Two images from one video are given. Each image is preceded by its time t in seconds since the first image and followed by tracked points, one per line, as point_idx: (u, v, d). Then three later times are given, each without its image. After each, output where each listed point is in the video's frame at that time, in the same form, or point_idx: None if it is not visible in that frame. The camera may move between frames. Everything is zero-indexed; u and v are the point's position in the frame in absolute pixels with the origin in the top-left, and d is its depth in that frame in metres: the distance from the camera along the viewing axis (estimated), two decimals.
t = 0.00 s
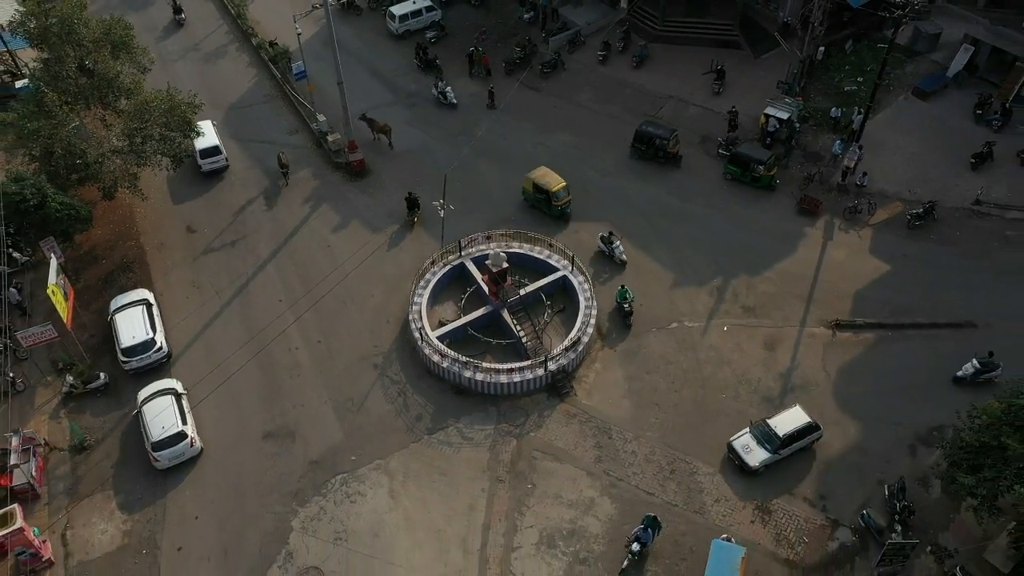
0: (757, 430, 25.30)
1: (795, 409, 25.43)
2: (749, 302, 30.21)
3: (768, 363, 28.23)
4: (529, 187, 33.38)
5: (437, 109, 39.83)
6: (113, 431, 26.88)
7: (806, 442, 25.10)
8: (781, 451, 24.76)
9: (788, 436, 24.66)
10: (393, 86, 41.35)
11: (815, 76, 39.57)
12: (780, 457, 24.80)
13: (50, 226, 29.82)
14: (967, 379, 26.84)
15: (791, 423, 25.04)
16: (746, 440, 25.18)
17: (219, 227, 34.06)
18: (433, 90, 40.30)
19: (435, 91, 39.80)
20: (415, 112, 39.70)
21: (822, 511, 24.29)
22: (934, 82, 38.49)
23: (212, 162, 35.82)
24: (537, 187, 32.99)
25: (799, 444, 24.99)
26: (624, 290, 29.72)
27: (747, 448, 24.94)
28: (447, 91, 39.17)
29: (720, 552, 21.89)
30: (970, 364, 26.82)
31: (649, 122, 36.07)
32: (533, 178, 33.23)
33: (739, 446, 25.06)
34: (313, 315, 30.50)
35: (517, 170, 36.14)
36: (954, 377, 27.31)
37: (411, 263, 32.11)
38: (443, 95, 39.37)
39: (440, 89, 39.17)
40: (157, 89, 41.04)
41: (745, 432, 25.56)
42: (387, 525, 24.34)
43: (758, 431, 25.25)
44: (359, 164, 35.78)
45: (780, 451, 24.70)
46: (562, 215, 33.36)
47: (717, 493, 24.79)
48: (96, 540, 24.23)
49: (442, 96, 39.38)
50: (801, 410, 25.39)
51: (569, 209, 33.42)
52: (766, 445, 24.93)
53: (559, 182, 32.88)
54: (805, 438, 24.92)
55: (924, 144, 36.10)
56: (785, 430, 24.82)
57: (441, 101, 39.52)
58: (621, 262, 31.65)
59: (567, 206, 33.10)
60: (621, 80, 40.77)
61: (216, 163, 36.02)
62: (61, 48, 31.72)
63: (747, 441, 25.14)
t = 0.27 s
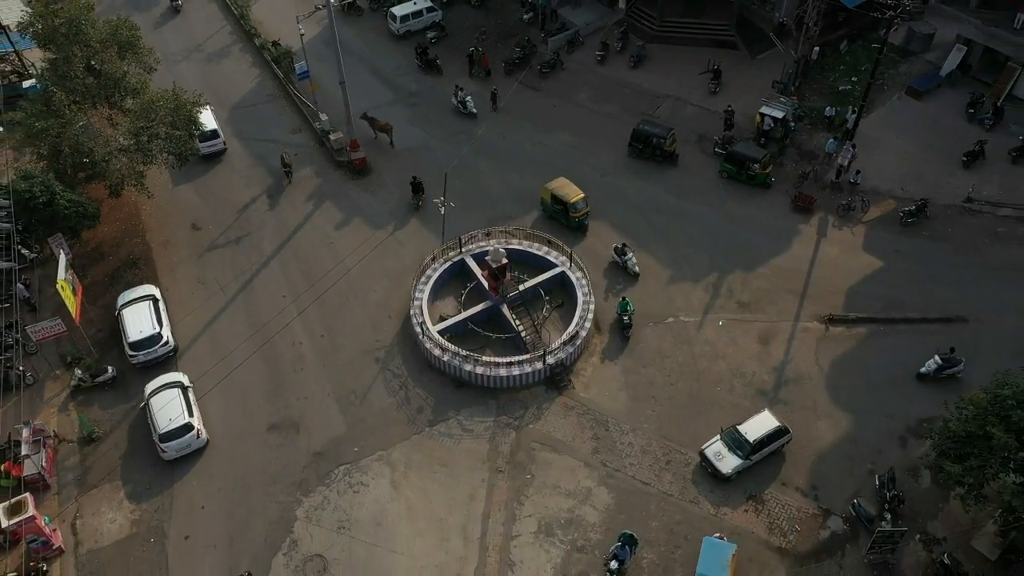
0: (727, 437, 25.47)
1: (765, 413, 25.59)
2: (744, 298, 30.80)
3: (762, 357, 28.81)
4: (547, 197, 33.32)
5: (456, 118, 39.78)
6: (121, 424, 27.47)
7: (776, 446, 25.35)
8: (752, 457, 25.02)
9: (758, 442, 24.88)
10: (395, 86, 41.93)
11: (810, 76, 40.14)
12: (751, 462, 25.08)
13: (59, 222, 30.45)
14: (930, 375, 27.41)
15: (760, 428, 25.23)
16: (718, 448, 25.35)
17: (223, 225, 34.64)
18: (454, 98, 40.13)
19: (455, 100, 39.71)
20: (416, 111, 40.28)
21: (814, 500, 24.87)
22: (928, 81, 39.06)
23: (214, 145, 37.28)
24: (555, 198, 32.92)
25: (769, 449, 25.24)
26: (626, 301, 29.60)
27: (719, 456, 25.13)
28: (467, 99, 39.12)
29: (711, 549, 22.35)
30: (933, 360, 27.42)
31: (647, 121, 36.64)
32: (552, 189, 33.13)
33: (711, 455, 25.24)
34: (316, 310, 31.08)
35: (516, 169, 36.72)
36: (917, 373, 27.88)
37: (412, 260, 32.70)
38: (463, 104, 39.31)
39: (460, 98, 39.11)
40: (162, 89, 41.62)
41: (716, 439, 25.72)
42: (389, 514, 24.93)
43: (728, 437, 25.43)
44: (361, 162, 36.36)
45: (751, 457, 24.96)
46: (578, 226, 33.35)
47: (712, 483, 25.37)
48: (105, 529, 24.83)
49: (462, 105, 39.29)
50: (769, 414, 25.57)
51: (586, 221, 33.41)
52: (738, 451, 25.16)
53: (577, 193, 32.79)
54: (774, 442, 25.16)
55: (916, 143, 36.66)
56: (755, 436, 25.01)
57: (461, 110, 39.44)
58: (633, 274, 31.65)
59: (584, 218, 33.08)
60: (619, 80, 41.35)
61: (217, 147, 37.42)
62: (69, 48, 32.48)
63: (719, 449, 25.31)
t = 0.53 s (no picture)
0: (698, 446, 25.69)
1: (732, 419, 25.89)
2: (738, 293, 31.52)
3: (755, 351, 29.53)
4: (564, 207, 33.41)
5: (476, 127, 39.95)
6: (130, 415, 28.19)
7: (746, 451, 25.62)
8: (723, 464, 25.25)
9: (727, 449, 25.14)
10: (396, 86, 42.65)
11: (804, 76, 40.86)
12: (722, 469, 25.29)
13: (69, 219, 31.19)
14: (894, 370, 28.13)
15: (730, 435, 25.51)
16: (690, 458, 25.53)
17: (228, 222, 35.36)
18: (474, 108, 40.26)
19: (476, 109, 39.89)
20: (417, 111, 41.00)
21: (805, 489, 25.59)
22: (920, 81, 39.80)
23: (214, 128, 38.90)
24: (571, 209, 33.02)
25: (739, 455, 25.51)
26: (625, 312, 29.57)
27: (691, 466, 25.31)
28: (489, 109, 39.36)
29: (700, 545, 22.95)
30: (897, 355, 28.15)
31: (643, 120, 37.35)
32: (569, 199, 33.22)
33: (683, 465, 25.42)
34: (320, 305, 31.80)
35: (515, 167, 37.43)
36: (881, 368, 28.59)
37: (414, 256, 33.42)
38: (485, 113, 39.52)
39: (482, 108, 39.32)
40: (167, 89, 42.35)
41: (687, 449, 25.91)
42: (391, 502, 25.65)
43: (699, 446, 25.66)
44: (363, 161, 37.08)
45: (722, 464, 25.18)
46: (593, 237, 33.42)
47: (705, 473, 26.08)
48: (116, 517, 25.55)
49: (484, 114, 39.49)
50: (738, 420, 25.87)
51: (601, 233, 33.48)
52: (709, 459, 25.37)
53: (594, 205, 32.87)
54: (744, 448, 25.44)
55: (908, 142, 37.36)
56: (724, 443, 25.28)
57: (481, 119, 39.66)
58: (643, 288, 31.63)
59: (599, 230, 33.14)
60: (616, 80, 42.06)
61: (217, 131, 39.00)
62: (77, 48, 33.23)
63: (690, 459, 25.50)
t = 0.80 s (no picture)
0: (673, 454, 25.91)
1: (705, 426, 26.21)
2: (732, 288, 32.21)
3: (749, 344, 30.21)
4: (577, 216, 33.58)
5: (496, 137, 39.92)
6: (138, 407, 28.89)
7: (719, 456, 25.97)
8: (698, 470, 25.55)
9: (702, 456, 25.43)
10: (397, 86, 43.33)
11: (799, 76, 41.53)
12: (698, 476, 25.58)
13: (77, 216, 31.95)
14: (863, 365, 28.83)
15: (704, 441, 25.81)
16: (666, 467, 25.72)
17: (233, 219, 36.06)
18: (493, 116, 40.24)
19: (495, 119, 39.89)
20: (418, 110, 41.69)
21: (796, 478, 26.28)
22: (912, 81, 40.44)
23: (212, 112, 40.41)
24: (583, 218, 33.20)
25: (713, 461, 25.83)
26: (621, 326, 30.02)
27: (668, 474, 25.49)
28: (510, 118, 39.40)
29: (691, 540, 23.92)
30: (866, 351, 28.85)
31: (640, 119, 38.01)
32: (583, 209, 33.37)
33: (660, 474, 25.57)
34: (323, 300, 32.49)
35: (514, 166, 38.10)
36: (851, 362, 29.29)
37: (415, 252, 34.11)
38: (505, 123, 39.56)
39: (502, 117, 39.35)
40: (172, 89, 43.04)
41: (662, 458, 26.09)
42: (393, 491, 26.34)
43: (674, 454, 25.87)
44: (365, 159, 37.75)
45: (698, 471, 25.46)
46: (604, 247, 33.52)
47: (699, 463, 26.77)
48: (125, 505, 26.25)
49: (504, 124, 39.52)
50: (710, 425, 26.23)
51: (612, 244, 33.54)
52: (685, 466, 25.62)
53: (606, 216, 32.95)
54: (718, 453, 25.79)
55: (900, 141, 38.01)
56: (699, 449, 25.57)
57: (501, 129, 39.65)
58: (648, 300, 31.67)
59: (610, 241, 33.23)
60: (614, 80, 42.74)
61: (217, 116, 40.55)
62: (85, 49, 33.88)
63: (666, 467, 25.68)
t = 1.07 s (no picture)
0: (649, 464, 26.21)
1: (678, 434, 26.55)
2: (725, 284, 33.10)
3: (741, 338, 31.09)
4: (588, 224, 33.71)
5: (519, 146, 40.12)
6: (149, 399, 29.77)
7: (694, 464, 26.32)
8: (674, 479, 25.86)
9: (677, 464, 25.75)
10: (399, 87, 44.20)
11: (792, 77, 42.40)
12: (674, 484, 25.90)
13: (89, 214, 32.87)
14: (833, 359, 29.64)
15: (678, 450, 26.15)
16: (642, 477, 26.01)
17: (239, 217, 36.95)
18: (514, 125, 40.51)
19: (517, 128, 40.12)
20: (419, 111, 42.57)
21: (786, 467, 27.17)
22: (903, 82, 41.23)
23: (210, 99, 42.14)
24: (594, 229, 33.32)
25: (688, 469, 26.18)
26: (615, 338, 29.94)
27: (644, 485, 25.79)
28: (531, 127, 39.60)
29: (682, 534, 24.34)
30: (836, 346, 29.63)
31: (637, 120, 38.88)
32: (595, 218, 33.48)
33: (637, 485, 25.86)
34: (327, 296, 33.38)
35: (514, 165, 38.99)
36: (822, 357, 30.08)
37: (417, 249, 35.00)
38: (526, 132, 39.78)
39: (523, 127, 39.58)
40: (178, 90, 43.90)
41: (638, 468, 26.40)
42: (396, 480, 27.23)
43: (650, 464, 26.17)
44: (367, 159, 38.64)
45: (674, 479, 25.77)
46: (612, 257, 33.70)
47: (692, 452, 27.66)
48: (137, 493, 27.14)
49: (525, 133, 39.72)
50: (683, 434, 26.58)
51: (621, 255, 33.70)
52: (661, 476, 25.93)
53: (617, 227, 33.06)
54: (692, 461, 26.12)
55: (890, 140, 38.86)
56: (673, 458, 25.91)
57: (523, 138, 39.86)
58: (648, 313, 31.90)
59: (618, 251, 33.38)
60: (611, 81, 43.62)
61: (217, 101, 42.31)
62: (95, 51, 34.82)
63: (643, 478, 25.98)
